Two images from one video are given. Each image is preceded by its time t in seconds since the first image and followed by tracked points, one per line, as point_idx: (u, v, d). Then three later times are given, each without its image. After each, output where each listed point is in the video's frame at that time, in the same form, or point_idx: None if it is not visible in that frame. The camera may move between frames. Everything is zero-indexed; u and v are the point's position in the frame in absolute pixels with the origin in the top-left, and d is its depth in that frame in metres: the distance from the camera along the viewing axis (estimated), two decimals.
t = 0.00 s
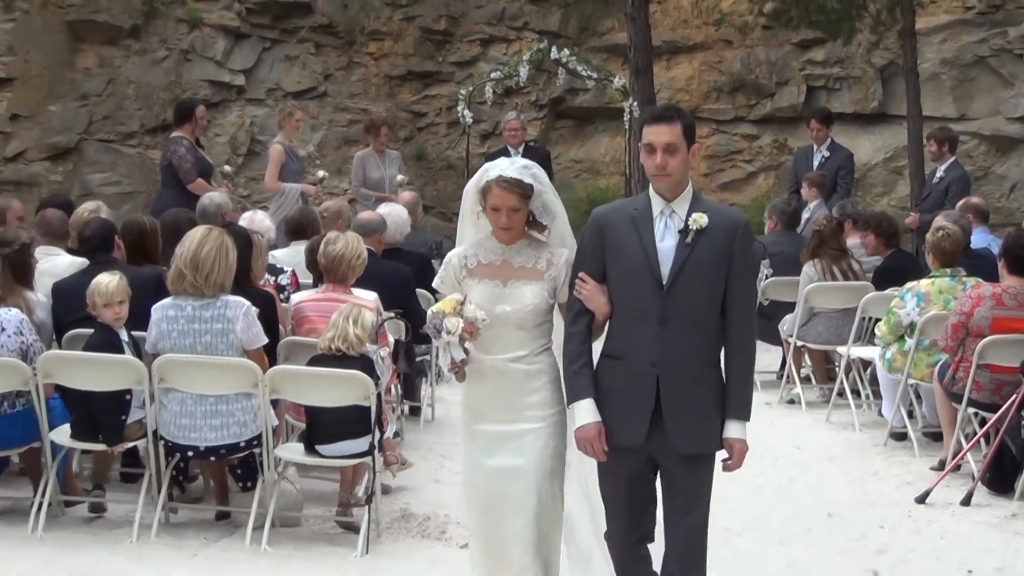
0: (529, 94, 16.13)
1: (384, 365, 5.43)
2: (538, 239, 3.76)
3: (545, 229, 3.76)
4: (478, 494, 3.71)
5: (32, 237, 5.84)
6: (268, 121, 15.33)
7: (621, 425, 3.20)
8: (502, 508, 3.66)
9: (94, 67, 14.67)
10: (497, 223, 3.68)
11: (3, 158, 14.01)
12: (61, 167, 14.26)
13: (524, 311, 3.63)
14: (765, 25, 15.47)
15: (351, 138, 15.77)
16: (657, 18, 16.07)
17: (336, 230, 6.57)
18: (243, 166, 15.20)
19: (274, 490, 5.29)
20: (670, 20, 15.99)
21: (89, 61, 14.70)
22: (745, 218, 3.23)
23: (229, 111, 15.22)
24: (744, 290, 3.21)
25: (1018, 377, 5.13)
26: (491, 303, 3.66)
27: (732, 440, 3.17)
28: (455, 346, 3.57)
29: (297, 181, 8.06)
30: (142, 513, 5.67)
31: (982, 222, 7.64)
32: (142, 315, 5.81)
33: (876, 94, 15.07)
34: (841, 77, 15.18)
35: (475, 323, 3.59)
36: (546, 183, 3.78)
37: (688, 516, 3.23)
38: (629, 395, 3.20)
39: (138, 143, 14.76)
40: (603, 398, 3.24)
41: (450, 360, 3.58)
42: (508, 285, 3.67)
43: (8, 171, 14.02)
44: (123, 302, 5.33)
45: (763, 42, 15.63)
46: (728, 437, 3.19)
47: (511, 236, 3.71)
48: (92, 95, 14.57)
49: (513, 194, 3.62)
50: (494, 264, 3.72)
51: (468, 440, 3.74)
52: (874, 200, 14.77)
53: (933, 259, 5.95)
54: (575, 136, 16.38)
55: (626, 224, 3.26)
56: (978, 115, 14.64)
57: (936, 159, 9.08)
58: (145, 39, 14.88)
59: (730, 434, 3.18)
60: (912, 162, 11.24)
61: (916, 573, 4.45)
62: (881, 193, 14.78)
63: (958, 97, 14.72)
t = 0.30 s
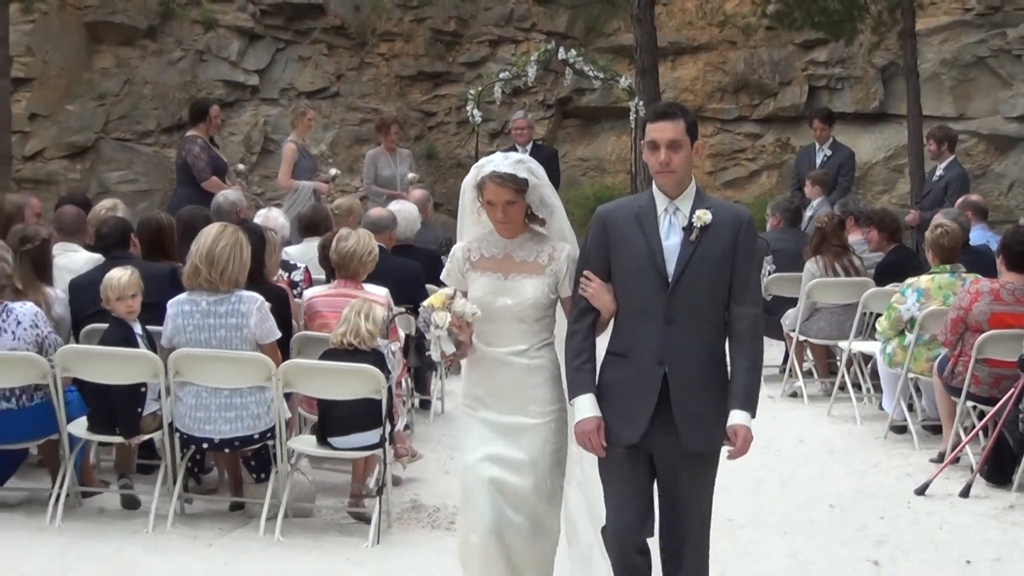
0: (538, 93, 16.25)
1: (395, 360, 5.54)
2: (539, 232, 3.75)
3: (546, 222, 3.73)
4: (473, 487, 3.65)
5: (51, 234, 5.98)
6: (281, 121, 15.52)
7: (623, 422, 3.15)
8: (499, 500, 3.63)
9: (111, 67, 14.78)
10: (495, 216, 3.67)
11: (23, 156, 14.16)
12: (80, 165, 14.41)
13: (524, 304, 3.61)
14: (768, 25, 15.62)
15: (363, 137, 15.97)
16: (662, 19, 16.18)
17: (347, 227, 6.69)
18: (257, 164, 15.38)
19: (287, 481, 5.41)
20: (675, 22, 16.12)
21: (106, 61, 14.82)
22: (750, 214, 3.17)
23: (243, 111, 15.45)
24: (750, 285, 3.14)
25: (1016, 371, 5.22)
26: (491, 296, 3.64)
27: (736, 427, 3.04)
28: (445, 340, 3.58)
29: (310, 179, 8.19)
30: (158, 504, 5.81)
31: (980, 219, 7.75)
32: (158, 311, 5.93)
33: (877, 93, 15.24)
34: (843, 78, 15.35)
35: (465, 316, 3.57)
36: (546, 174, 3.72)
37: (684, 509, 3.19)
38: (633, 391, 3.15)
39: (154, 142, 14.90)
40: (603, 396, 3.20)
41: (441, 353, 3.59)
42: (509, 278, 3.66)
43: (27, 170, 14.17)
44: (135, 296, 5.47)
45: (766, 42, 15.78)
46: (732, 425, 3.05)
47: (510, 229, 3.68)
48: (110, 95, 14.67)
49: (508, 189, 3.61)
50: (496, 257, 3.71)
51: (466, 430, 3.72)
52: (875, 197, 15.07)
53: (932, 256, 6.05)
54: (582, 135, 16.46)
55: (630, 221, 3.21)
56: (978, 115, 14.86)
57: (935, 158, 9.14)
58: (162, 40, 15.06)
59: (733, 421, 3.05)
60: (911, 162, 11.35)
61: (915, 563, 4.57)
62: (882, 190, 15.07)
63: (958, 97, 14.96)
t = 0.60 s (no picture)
0: (542, 93, 16.41)
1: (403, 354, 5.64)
2: (535, 235, 3.79)
3: (542, 225, 3.77)
4: (472, 486, 3.72)
5: (65, 231, 6.10)
6: (291, 120, 15.78)
7: (621, 422, 3.22)
8: (497, 499, 3.69)
9: (125, 67, 15.00)
10: (491, 218, 3.72)
11: (38, 155, 14.27)
12: (93, 164, 14.59)
13: (523, 307, 3.65)
14: (768, 27, 15.79)
15: (371, 137, 16.21)
16: (664, 20, 16.41)
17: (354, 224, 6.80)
18: (267, 163, 15.62)
19: (296, 474, 5.51)
20: (677, 24, 16.33)
21: (119, 62, 15.01)
22: (746, 213, 3.26)
23: (253, 111, 15.71)
24: (748, 283, 3.22)
25: (1011, 366, 5.33)
26: (489, 298, 3.69)
27: (730, 413, 3.10)
28: (432, 343, 3.70)
29: (318, 178, 8.30)
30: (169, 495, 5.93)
31: (975, 217, 7.82)
32: (170, 306, 6.04)
33: (874, 93, 15.35)
34: (841, 78, 15.49)
35: (451, 321, 3.71)
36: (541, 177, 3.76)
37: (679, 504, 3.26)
38: (634, 392, 3.23)
39: (166, 141, 15.16)
40: (602, 398, 3.28)
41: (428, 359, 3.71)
42: (507, 281, 3.70)
43: (41, 169, 14.30)
44: (146, 291, 5.55)
45: (766, 43, 15.92)
46: (726, 411, 3.12)
47: (506, 230, 3.74)
48: (122, 96, 14.89)
49: (504, 190, 3.65)
50: (493, 260, 3.75)
51: (464, 431, 3.77)
52: (874, 195, 15.09)
53: (928, 253, 6.13)
54: (585, 134, 16.59)
55: (628, 225, 3.28)
56: (975, 114, 15.11)
57: (931, 157, 9.17)
58: (173, 41, 15.27)
59: (728, 407, 3.11)
60: (909, 162, 11.48)
61: (912, 555, 4.69)
62: (879, 188, 15.11)
63: (954, 97, 15.19)
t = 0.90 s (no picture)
0: (546, 93, 16.57)
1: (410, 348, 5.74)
2: (527, 245, 3.83)
3: (535, 236, 3.82)
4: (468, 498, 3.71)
5: (79, 228, 6.23)
6: (300, 120, 15.97)
7: (618, 431, 3.23)
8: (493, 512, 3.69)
9: (137, 67, 15.36)
10: (483, 225, 3.77)
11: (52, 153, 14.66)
12: (106, 162, 14.96)
13: (516, 316, 3.68)
14: (769, 28, 15.92)
15: (377, 136, 16.35)
16: (667, 22, 16.55)
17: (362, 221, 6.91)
18: (276, 162, 15.89)
19: (306, 466, 5.62)
20: (679, 24, 16.50)
21: (132, 62, 15.37)
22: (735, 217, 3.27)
23: (263, 110, 15.98)
24: (739, 288, 3.23)
25: (1007, 360, 5.42)
26: (482, 308, 3.71)
27: (721, 420, 3.08)
28: (422, 349, 3.73)
29: (328, 175, 8.39)
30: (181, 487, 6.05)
31: (972, 216, 7.98)
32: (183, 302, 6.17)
33: (872, 93, 15.49)
34: (841, 78, 15.63)
35: (441, 327, 3.72)
36: (533, 187, 3.82)
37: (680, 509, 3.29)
38: (629, 401, 3.23)
39: (178, 139, 15.46)
40: (597, 408, 3.28)
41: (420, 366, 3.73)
42: (500, 289, 3.73)
43: (56, 167, 14.68)
44: (159, 287, 5.66)
45: (767, 44, 16.05)
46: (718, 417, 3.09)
47: (498, 238, 3.78)
48: (134, 95, 15.25)
49: (496, 196, 3.71)
50: (485, 270, 3.78)
51: (461, 443, 3.77)
52: (873, 193, 15.25)
53: (925, 251, 6.23)
54: (589, 133, 16.67)
55: (618, 235, 3.29)
56: (969, 114, 15.07)
57: (927, 156, 9.31)
58: (185, 42, 15.61)
59: (720, 414, 3.09)
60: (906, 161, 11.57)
61: (908, 545, 4.79)
62: (878, 186, 15.26)
63: (950, 96, 15.14)
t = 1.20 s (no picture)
0: (553, 93, 16.74)
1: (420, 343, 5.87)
2: (515, 241, 3.74)
3: (522, 230, 3.74)
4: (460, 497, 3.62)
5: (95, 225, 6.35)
6: (312, 118, 16.35)
7: (609, 432, 3.14)
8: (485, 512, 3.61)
9: (153, 68, 15.73)
10: (471, 218, 3.66)
11: (70, 151, 15.06)
12: (122, 160, 15.32)
13: (508, 310, 3.58)
14: (771, 28, 16.57)
15: (388, 134, 16.54)
16: (671, 22, 16.97)
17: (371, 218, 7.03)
18: (289, 160, 16.20)
19: (317, 458, 5.75)
20: (682, 25, 16.93)
21: (148, 62, 15.74)
22: (718, 213, 3.20)
23: (275, 109, 16.29)
24: (725, 285, 3.17)
25: (1004, 355, 5.52)
26: (473, 304, 3.61)
27: (722, 426, 3.10)
28: (417, 341, 3.54)
29: (339, 173, 8.50)
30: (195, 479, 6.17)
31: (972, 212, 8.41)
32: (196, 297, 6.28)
33: (872, 93, 16.18)
34: (841, 77, 16.31)
35: (437, 319, 3.58)
36: (518, 181, 3.75)
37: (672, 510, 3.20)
38: (619, 401, 3.14)
39: (192, 138, 15.80)
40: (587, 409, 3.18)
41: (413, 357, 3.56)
42: (490, 285, 3.63)
43: (73, 165, 15.07)
44: (176, 284, 5.79)
45: (769, 44, 16.61)
46: (719, 425, 3.11)
47: (486, 231, 3.68)
48: (150, 95, 15.61)
49: (485, 187, 3.61)
50: (474, 265, 3.68)
51: (449, 445, 3.66)
52: (872, 190, 15.91)
53: (924, 248, 6.37)
54: (595, 131, 16.82)
55: (602, 232, 3.20)
56: (968, 113, 15.89)
57: (926, 155, 9.37)
58: (199, 43, 15.97)
59: (719, 420, 3.10)
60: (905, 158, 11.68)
61: (909, 535, 4.90)
62: (878, 184, 15.95)
63: (949, 96, 15.94)
